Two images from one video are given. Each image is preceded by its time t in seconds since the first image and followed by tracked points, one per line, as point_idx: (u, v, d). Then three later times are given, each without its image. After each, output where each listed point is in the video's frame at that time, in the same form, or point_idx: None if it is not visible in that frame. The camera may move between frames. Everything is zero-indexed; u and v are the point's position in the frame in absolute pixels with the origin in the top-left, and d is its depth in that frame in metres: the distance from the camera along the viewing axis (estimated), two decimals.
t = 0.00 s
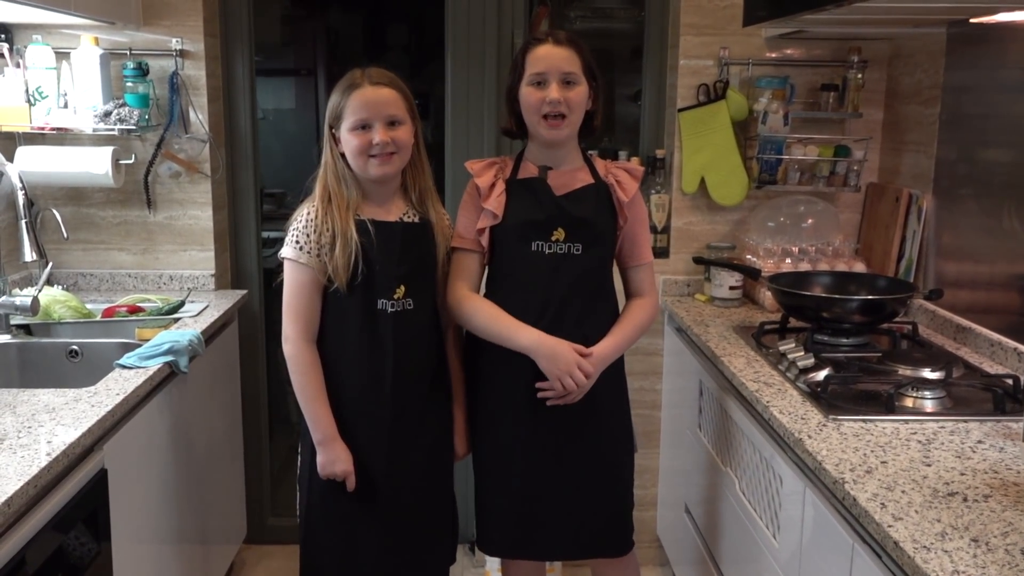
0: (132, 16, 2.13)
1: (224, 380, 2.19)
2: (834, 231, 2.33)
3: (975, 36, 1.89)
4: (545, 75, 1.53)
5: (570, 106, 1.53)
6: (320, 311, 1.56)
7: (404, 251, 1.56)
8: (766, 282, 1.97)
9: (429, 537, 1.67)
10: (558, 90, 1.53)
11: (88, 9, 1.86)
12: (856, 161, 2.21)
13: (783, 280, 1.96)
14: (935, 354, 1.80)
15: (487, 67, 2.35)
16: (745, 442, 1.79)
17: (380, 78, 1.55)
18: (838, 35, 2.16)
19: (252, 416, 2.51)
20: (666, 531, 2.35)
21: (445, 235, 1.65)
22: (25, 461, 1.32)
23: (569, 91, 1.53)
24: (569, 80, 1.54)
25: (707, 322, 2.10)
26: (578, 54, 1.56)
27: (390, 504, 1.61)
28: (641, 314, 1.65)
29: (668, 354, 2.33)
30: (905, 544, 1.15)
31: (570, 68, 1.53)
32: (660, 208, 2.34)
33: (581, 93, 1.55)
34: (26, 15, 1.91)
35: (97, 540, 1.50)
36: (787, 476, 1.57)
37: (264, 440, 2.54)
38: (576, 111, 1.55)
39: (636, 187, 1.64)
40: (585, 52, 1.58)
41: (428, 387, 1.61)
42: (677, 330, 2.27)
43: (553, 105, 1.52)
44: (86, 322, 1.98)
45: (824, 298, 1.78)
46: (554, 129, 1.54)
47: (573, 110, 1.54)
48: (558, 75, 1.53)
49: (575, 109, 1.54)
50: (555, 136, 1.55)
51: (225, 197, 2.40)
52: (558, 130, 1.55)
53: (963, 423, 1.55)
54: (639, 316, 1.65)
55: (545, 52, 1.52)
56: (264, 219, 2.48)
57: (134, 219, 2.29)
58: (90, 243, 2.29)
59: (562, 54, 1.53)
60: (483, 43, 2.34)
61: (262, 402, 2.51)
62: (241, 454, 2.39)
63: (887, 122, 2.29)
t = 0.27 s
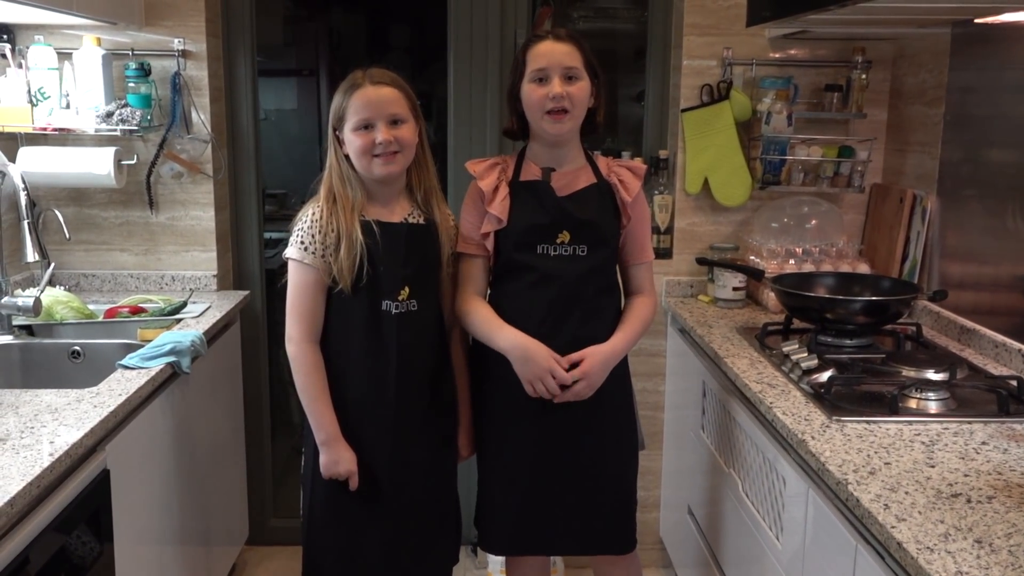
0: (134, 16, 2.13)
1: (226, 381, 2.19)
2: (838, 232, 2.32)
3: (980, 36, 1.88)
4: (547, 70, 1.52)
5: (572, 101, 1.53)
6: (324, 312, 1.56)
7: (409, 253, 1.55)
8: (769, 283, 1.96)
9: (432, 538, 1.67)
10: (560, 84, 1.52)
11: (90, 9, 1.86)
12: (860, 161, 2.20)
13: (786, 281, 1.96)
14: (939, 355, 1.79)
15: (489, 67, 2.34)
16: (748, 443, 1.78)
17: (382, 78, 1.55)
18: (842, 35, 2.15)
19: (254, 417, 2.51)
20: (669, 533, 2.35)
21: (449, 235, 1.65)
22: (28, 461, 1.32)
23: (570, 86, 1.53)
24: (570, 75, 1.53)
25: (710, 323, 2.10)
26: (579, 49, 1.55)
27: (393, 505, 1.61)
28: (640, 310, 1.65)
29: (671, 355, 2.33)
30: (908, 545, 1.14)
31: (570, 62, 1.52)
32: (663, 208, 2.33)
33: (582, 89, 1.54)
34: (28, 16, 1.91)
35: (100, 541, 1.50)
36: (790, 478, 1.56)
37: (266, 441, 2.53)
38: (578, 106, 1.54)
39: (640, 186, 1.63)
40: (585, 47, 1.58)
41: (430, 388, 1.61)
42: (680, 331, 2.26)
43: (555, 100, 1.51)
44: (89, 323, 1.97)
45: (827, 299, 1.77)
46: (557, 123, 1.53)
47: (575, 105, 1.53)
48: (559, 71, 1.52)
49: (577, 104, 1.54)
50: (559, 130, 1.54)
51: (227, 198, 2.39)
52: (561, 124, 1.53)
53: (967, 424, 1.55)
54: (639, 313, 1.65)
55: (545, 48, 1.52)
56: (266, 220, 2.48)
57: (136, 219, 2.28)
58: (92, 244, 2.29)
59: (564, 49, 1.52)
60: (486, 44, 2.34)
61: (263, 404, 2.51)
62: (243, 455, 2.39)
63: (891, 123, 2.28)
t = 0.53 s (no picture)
0: (138, 15, 2.12)
1: (229, 381, 2.19)
2: (842, 233, 2.31)
3: (985, 37, 1.87)
4: (549, 73, 1.51)
5: (578, 102, 1.52)
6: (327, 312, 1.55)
7: (412, 252, 1.55)
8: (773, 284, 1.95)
9: (437, 538, 1.67)
10: (564, 86, 1.51)
11: (94, 8, 1.86)
12: (865, 162, 2.19)
13: (791, 282, 1.95)
14: (943, 357, 1.78)
15: (493, 67, 2.34)
16: (751, 445, 1.77)
17: (382, 77, 1.54)
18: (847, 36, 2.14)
19: (256, 417, 2.50)
20: (671, 534, 2.34)
21: (452, 234, 1.64)
22: (31, 460, 1.32)
23: (574, 87, 1.52)
24: (573, 76, 1.52)
25: (713, 325, 2.09)
26: (580, 49, 1.54)
27: (396, 505, 1.61)
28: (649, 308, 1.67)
29: (674, 356, 2.32)
30: (911, 547, 1.14)
31: (573, 63, 1.52)
32: (667, 209, 2.32)
33: (586, 89, 1.53)
34: (31, 15, 1.91)
35: (102, 541, 1.50)
36: (794, 479, 1.56)
37: (268, 441, 2.53)
38: (583, 106, 1.53)
39: (646, 184, 1.63)
40: (588, 46, 1.57)
41: (434, 387, 1.60)
42: (684, 332, 2.26)
43: (560, 102, 1.51)
44: (91, 322, 1.97)
45: (832, 300, 1.77)
46: (564, 122, 1.53)
47: (580, 105, 1.53)
48: (562, 72, 1.51)
49: (582, 104, 1.53)
50: (565, 127, 1.53)
51: (230, 198, 2.39)
52: (568, 123, 1.53)
53: (971, 426, 1.54)
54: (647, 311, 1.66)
55: (546, 52, 1.51)
56: (269, 220, 2.47)
57: (138, 218, 2.28)
58: (95, 243, 2.29)
59: (565, 50, 1.52)
60: (489, 43, 2.33)
61: (266, 404, 2.50)
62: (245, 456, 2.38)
63: (896, 124, 2.27)
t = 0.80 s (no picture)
0: (140, 14, 2.12)
1: (230, 381, 2.18)
2: (846, 234, 2.31)
3: (989, 38, 1.87)
4: (554, 71, 1.51)
5: (581, 100, 1.52)
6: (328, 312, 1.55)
7: (413, 252, 1.54)
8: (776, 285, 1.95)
9: (438, 538, 1.67)
10: (567, 84, 1.51)
11: (96, 8, 1.86)
12: (868, 163, 2.19)
13: (793, 283, 1.95)
14: (946, 359, 1.78)
15: (495, 67, 2.34)
16: (753, 446, 1.77)
17: (382, 77, 1.54)
18: (851, 36, 2.14)
19: (258, 417, 2.50)
20: (674, 535, 2.34)
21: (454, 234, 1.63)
22: (32, 459, 1.32)
23: (578, 85, 1.52)
24: (577, 74, 1.52)
25: (716, 326, 2.08)
26: (583, 47, 1.54)
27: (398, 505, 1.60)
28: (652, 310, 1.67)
29: (677, 357, 2.32)
30: (913, 547, 1.14)
31: (576, 62, 1.51)
32: (669, 209, 2.33)
33: (590, 87, 1.53)
34: (33, 14, 1.91)
35: (104, 540, 1.50)
36: (796, 481, 1.55)
37: (269, 441, 2.53)
38: (586, 104, 1.53)
39: (650, 186, 1.63)
40: (590, 45, 1.57)
41: (435, 388, 1.60)
42: (686, 333, 2.25)
43: (563, 100, 1.50)
44: (93, 322, 1.97)
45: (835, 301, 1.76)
46: (567, 120, 1.52)
47: (584, 104, 1.52)
48: (566, 71, 1.51)
49: (585, 102, 1.53)
50: (569, 126, 1.53)
51: (231, 198, 2.39)
52: (571, 121, 1.52)
53: (974, 427, 1.54)
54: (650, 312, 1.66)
55: (550, 50, 1.51)
56: (271, 219, 2.47)
57: (139, 218, 2.28)
58: (96, 242, 2.29)
59: (569, 49, 1.51)
60: (492, 43, 2.33)
61: (267, 404, 2.50)
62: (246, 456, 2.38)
63: (899, 125, 2.26)
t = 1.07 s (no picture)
0: (141, 12, 2.12)
1: (231, 380, 2.18)
2: (849, 234, 2.30)
3: (993, 38, 1.86)
4: (562, 73, 1.50)
5: (590, 102, 1.51)
6: (328, 312, 1.54)
7: (413, 252, 1.54)
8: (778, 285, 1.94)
9: (439, 539, 1.66)
10: (577, 86, 1.50)
11: (98, 6, 1.85)
12: (872, 163, 2.18)
13: (796, 283, 1.94)
14: (949, 359, 1.77)
15: (497, 66, 2.33)
16: (756, 446, 1.76)
17: (383, 76, 1.53)
18: (855, 36, 2.13)
19: (259, 417, 2.49)
20: (676, 536, 2.33)
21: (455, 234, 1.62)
22: (33, 458, 1.31)
23: (586, 87, 1.51)
24: (586, 76, 1.51)
25: (718, 326, 2.08)
26: (592, 48, 1.53)
27: (398, 506, 1.60)
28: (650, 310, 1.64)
29: (679, 358, 2.31)
30: (916, 548, 1.13)
31: (586, 63, 1.51)
32: (672, 209, 2.32)
33: (599, 89, 1.53)
34: (35, 12, 1.91)
35: (104, 541, 1.49)
36: (799, 482, 1.55)
37: (270, 441, 2.52)
38: (594, 107, 1.53)
39: (652, 186, 1.62)
40: (599, 45, 1.56)
41: (434, 388, 1.59)
42: (688, 333, 2.24)
43: (573, 102, 1.50)
44: (94, 321, 1.97)
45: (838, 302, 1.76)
46: (576, 123, 1.52)
47: (592, 107, 1.52)
48: (576, 72, 1.50)
49: (594, 104, 1.52)
50: (577, 130, 1.53)
51: (232, 197, 2.38)
52: (580, 125, 1.52)
53: (977, 428, 1.53)
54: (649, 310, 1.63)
55: (560, 50, 1.50)
56: (272, 219, 2.46)
57: (140, 217, 2.27)
58: (97, 241, 2.28)
59: (580, 50, 1.50)
60: (494, 42, 2.32)
61: (268, 404, 2.49)
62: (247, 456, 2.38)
63: (903, 125, 2.26)
